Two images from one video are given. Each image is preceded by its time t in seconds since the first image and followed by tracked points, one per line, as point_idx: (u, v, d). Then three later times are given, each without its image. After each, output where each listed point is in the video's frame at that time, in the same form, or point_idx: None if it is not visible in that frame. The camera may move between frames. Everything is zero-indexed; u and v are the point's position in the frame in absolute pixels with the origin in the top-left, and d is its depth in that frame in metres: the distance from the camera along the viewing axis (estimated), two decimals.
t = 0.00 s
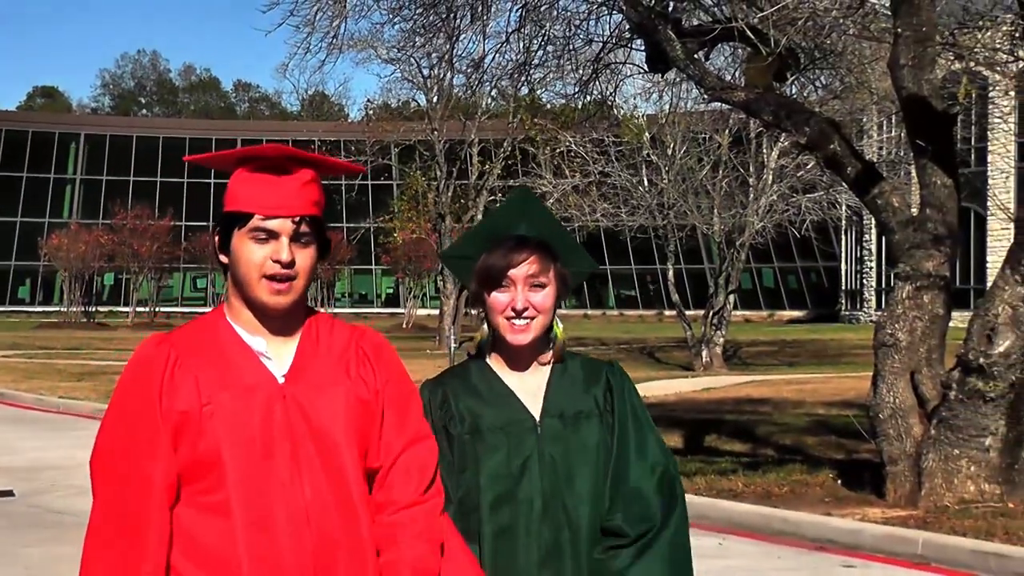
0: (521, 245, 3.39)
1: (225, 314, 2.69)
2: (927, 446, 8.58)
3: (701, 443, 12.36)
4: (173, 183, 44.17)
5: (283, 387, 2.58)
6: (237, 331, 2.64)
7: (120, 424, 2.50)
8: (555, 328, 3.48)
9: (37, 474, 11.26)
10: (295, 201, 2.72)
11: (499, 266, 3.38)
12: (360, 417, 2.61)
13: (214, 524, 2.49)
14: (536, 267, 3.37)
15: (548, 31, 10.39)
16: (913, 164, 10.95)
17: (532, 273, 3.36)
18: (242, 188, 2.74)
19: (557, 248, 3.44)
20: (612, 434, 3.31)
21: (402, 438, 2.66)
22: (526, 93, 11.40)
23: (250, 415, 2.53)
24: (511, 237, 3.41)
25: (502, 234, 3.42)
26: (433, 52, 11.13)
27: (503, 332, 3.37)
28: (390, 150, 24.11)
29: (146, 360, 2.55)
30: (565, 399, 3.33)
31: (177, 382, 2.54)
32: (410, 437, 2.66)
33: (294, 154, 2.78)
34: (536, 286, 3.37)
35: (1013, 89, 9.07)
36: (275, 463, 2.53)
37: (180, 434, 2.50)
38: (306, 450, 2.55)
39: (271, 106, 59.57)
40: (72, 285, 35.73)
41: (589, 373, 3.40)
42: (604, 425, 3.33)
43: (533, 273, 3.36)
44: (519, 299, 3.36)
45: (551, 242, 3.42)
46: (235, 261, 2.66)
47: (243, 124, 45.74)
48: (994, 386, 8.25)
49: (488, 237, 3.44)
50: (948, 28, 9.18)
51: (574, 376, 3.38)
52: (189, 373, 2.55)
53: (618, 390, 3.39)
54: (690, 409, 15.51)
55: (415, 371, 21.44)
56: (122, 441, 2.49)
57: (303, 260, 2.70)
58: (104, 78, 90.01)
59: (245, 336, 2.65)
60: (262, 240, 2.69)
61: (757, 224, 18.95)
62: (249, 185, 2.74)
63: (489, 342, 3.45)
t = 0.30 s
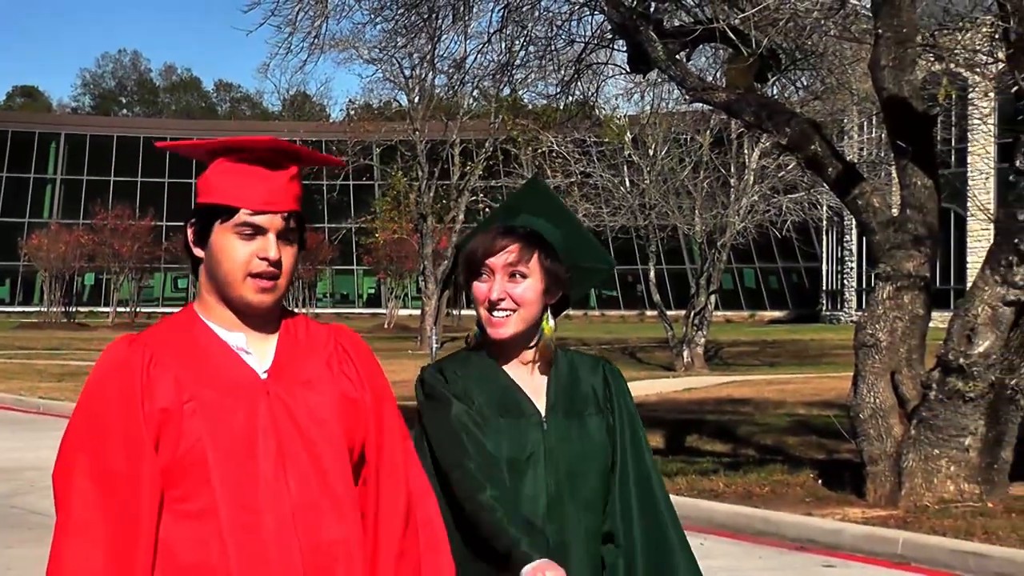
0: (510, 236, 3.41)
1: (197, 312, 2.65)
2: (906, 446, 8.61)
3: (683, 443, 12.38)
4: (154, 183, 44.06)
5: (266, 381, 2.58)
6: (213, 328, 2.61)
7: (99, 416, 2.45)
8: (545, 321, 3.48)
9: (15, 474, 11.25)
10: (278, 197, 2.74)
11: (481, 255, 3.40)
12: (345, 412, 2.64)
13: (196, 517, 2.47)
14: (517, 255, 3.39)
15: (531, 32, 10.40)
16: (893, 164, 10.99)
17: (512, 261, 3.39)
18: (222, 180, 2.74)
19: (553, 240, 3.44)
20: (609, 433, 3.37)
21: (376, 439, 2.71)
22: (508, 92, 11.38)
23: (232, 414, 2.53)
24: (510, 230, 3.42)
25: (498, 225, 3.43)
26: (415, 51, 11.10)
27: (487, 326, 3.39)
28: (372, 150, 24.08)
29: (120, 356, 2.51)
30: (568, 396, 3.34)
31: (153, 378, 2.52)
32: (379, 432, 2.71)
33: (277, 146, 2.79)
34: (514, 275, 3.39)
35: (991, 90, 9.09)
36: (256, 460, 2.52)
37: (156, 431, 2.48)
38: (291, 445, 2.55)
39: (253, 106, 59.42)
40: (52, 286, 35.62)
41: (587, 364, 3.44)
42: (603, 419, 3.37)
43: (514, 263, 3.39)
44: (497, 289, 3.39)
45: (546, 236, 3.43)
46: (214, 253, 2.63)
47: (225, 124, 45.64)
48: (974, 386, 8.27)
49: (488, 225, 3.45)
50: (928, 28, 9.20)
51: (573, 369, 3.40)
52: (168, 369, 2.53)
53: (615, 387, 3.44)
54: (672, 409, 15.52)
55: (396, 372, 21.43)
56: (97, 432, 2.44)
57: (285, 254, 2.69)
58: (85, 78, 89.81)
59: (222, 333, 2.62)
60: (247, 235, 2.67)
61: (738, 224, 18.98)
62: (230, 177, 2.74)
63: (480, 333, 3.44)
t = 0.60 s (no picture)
0: (545, 233, 2.91)
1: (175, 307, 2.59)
2: (893, 447, 8.63)
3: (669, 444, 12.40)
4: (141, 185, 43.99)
5: (254, 373, 2.52)
6: (181, 300, 2.58)
7: (83, 400, 2.35)
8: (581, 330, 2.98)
9: None
10: (250, 182, 2.62)
11: (512, 254, 2.91)
12: (333, 411, 2.58)
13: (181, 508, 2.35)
14: (551, 257, 2.88)
15: (517, 33, 10.38)
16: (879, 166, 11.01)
17: (546, 262, 2.88)
18: (193, 171, 2.64)
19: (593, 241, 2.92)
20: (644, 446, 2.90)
21: (365, 450, 2.67)
22: (493, 93, 11.38)
23: (222, 405, 2.45)
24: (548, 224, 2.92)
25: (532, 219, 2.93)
26: (401, 53, 11.12)
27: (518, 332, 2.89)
28: (358, 151, 24.06)
29: (104, 343, 2.43)
30: (608, 405, 2.90)
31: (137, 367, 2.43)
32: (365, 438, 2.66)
33: (249, 136, 2.68)
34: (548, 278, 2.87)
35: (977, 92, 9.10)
36: (246, 452, 2.43)
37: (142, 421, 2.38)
38: (283, 444, 2.48)
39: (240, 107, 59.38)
40: (38, 287, 35.55)
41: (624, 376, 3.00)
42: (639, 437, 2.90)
43: (546, 265, 2.88)
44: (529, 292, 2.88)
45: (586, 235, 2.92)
46: (181, 244, 2.55)
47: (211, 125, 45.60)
48: (960, 388, 8.27)
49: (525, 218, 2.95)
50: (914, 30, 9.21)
51: (608, 377, 2.96)
52: (153, 358, 2.45)
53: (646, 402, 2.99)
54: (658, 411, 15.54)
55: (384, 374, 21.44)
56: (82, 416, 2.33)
57: (256, 244, 2.59)
58: (70, 78, 89.87)
59: (204, 324, 2.55)
60: (208, 223, 2.58)
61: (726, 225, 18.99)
62: (200, 167, 2.64)
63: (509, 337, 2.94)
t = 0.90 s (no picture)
0: (597, 236, 2.91)
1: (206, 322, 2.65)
2: (921, 455, 8.60)
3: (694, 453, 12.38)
4: (167, 194, 44.11)
5: (285, 382, 2.58)
6: (213, 318, 2.64)
7: (117, 333, 2.43)
8: (643, 329, 2.99)
9: (27, 484, 11.27)
10: (256, 196, 2.62)
11: (562, 262, 2.90)
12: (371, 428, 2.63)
13: (197, 471, 2.40)
14: (597, 261, 2.88)
15: (543, 41, 10.38)
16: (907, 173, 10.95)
17: (591, 266, 2.87)
18: (219, 188, 2.68)
19: (644, 244, 2.92)
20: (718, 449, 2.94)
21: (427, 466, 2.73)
22: (520, 102, 11.39)
23: (253, 405, 2.50)
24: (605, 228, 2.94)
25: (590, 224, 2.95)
26: (428, 61, 11.14)
27: (577, 337, 2.89)
28: (385, 159, 24.10)
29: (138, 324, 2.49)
30: (671, 408, 2.91)
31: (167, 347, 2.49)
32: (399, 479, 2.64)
33: (251, 146, 2.72)
34: (598, 281, 2.87)
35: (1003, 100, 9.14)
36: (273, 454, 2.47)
37: (167, 380, 2.45)
38: (309, 452, 2.51)
39: (267, 116, 59.45)
40: (66, 295, 35.67)
41: (697, 376, 3.05)
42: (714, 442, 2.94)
43: (596, 267, 2.87)
44: (582, 297, 2.87)
45: (634, 236, 2.92)
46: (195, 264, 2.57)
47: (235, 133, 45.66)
48: (988, 396, 8.22)
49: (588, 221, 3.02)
50: (940, 37, 9.21)
51: (676, 379, 3.00)
52: (183, 349, 2.52)
53: (728, 403, 3.03)
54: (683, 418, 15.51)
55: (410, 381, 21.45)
56: (114, 340, 2.41)
57: (260, 252, 2.56)
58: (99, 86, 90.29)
59: (247, 339, 2.61)
60: (216, 237, 2.59)
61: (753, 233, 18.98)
62: (222, 185, 2.67)
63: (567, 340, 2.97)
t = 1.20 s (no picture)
0: (604, 239, 2.98)
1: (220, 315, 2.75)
2: (918, 459, 8.61)
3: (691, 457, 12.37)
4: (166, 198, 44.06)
5: (294, 387, 2.67)
6: (227, 318, 2.72)
7: (124, 320, 2.52)
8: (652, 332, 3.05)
9: (23, 488, 11.23)
10: (274, 197, 2.71)
11: (573, 264, 2.96)
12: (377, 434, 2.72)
13: (201, 467, 2.49)
14: (608, 262, 2.93)
15: (541, 46, 10.35)
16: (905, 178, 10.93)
17: (602, 269, 2.93)
18: (237, 186, 2.78)
19: (655, 248, 2.99)
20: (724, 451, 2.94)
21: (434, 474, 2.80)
22: (518, 106, 11.37)
23: (260, 406, 2.59)
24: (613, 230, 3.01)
25: (599, 227, 3.01)
26: (426, 66, 11.12)
27: (585, 339, 2.95)
28: (383, 163, 24.10)
29: (148, 320, 2.56)
30: (679, 413, 2.93)
31: (174, 342, 2.58)
32: (402, 484, 2.73)
33: (271, 145, 2.82)
34: (610, 285, 2.92)
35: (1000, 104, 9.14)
36: (277, 460, 2.56)
37: (175, 373, 2.54)
38: (315, 460, 2.61)
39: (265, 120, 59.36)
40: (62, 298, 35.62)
41: (706, 382, 3.04)
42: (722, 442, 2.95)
43: (602, 271, 2.92)
44: (591, 301, 2.92)
45: (642, 239, 2.98)
46: (212, 263, 2.65)
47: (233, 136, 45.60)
48: (984, 400, 8.23)
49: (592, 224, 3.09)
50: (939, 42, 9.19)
51: (684, 388, 3.00)
52: (193, 345, 2.60)
53: (737, 404, 3.04)
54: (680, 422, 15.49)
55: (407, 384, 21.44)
56: (120, 328, 2.49)
57: (275, 254, 2.63)
58: (99, 91, 90.23)
59: (264, 342, 2.70)
60: (233, 237, 2.67)
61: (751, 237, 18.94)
62: (241, 184, 2.76)
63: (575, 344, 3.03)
